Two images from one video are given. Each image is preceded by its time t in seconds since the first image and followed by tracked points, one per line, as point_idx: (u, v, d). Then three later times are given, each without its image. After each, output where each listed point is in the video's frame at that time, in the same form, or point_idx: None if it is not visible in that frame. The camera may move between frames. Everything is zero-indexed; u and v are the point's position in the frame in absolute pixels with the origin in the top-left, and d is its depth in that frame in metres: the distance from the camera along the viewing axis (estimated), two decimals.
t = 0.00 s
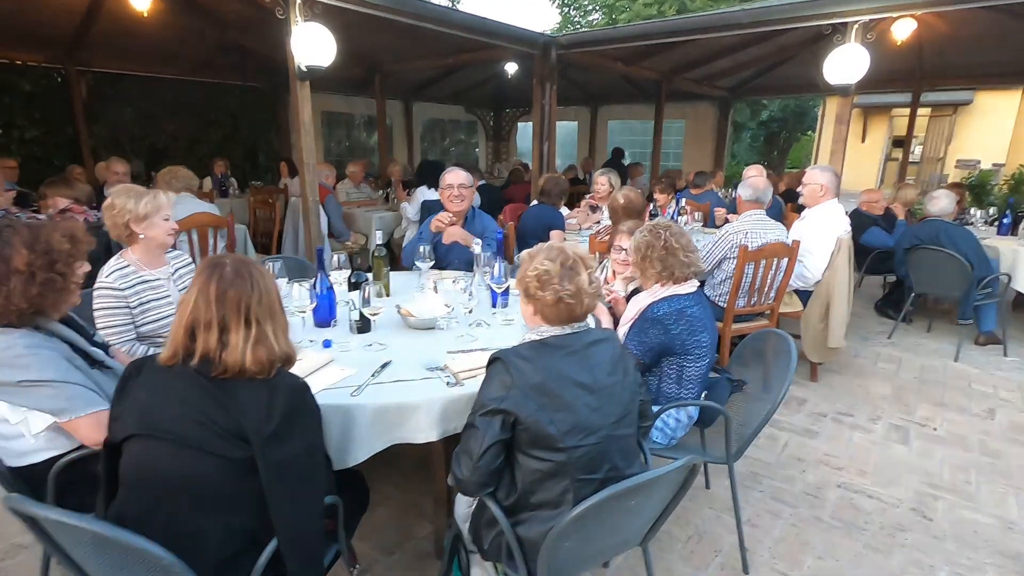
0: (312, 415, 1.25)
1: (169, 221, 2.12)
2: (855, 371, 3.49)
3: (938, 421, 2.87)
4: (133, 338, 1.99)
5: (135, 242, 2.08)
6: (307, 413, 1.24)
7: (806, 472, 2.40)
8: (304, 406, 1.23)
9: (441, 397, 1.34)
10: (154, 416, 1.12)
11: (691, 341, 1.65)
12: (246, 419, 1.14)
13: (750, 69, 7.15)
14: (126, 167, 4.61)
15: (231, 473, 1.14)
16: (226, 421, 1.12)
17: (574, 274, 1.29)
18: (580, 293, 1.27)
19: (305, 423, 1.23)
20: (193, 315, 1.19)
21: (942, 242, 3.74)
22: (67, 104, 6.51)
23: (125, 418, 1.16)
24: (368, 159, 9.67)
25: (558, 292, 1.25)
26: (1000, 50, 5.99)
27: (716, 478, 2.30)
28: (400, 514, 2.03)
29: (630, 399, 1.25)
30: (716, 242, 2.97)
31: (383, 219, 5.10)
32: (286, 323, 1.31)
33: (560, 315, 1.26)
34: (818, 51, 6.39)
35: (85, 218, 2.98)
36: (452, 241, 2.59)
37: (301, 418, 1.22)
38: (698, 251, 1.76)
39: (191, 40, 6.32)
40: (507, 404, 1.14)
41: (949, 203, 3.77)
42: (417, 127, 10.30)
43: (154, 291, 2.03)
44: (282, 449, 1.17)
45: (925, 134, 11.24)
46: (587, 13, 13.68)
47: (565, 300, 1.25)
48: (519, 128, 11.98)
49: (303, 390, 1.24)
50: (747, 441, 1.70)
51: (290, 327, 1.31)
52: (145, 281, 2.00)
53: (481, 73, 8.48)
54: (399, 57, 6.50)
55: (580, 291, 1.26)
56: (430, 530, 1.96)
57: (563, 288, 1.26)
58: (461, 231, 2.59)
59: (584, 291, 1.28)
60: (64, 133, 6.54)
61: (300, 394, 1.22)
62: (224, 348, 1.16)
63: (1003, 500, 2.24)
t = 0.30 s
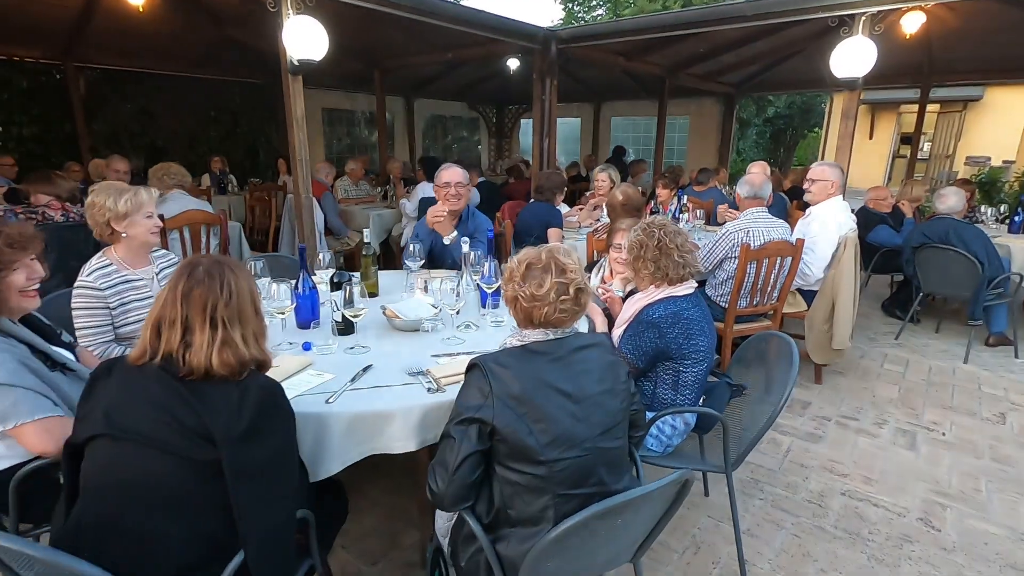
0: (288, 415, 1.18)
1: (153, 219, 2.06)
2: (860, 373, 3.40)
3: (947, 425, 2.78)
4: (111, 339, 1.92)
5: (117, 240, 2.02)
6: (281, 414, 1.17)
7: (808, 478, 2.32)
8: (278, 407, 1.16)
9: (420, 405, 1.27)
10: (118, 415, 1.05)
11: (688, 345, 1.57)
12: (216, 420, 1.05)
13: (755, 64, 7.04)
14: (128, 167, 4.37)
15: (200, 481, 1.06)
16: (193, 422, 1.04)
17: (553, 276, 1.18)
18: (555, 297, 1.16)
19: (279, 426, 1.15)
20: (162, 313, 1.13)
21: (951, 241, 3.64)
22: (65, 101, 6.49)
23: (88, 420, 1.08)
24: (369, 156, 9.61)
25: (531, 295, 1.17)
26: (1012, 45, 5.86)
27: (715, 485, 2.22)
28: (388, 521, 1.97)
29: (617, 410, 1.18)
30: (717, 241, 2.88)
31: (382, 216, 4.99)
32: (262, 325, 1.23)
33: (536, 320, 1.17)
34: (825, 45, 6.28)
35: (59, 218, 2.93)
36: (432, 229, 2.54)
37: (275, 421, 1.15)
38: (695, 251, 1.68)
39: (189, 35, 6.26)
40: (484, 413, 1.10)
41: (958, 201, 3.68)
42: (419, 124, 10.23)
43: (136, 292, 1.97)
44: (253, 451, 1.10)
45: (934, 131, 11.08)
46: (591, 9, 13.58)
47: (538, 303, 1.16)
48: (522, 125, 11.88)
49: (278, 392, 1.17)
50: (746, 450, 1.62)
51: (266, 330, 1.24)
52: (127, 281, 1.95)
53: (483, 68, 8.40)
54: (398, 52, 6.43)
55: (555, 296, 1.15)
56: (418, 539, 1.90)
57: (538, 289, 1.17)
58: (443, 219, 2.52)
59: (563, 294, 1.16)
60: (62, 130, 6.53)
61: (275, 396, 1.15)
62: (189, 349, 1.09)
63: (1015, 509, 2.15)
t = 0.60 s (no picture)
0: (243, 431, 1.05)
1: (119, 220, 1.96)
2: (858, 375, 3.32)
3: (948, 430, 2.70)
4: (74, 345, 1.81)
5: (82, 243, 1.91)
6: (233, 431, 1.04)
7: (805, 488, 2.23)
8: (231, 423, 1.03)
9: (388, 421, 1.18)
10: (47, 430, 0.90)
11: (677, 353, 1.48)
12: (158, 438, 0.92)
13: (751, 60, 6.96)
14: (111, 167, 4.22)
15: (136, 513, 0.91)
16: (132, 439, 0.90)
17: (525, 288, 1.08)
18: (527, 312, 1.06)
19: (232, 444, 1.02)
20: (102, 320, 1.01)
21: (951, 240, 3.56)
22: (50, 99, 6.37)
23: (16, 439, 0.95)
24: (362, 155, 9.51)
25: (500, 309, 1.08)
26: (1010, 41, 5.80)
27: (709, 496, 2.13)
28: (364, 537, 1.88)
29: (598, 427, 1.10)
30: (709, 241, 2.79)
31: (371, 216, 4.85)
32: (219, 335, 1.09)
33: (507, 335, 1.08)
34: (821, 41, 6.21)
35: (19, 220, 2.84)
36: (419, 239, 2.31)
37: (228, 438, 1.02)
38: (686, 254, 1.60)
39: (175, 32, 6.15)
40: (450, 431, 1.01)
41: (958, 198, 3.61)
42: (412, 123, 10.12)
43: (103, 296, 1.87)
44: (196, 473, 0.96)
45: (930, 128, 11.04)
46: (586, 6, 13.50)
47: (507, 319, 1.07)
48: (517, 123, 11.79)
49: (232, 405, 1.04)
50: (740, 463, 1.54)
51: (223, 340, 1.09)
52: (93, 285, 1.85)
53: (476, 66, 8.31)
54: (389, 49, 6.33)
55: (525, 312, 1.05)
56: (395, 556, 1.81)
57: (508, 303, 1.08)
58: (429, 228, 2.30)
59: (535, 309, 1.06)
60: (47, 129, 6.41)
61: (229, 409, 1.03)
62: (120, 360, 0.96)
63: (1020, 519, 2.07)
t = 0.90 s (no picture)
0: (148, 482, 0.91)
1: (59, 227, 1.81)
2: (848, 385, 3.24)
3: (939, 444, 2.63)
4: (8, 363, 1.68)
5: (19, 254, 1.78)
6: (131, 487, 0.88)
7: (794, 508, 2.14)
8: (127, 477, 0.87)
9: (336, 457, 1.07)
10: None
11: (657, 375, 1.38)
12: (28, 495, 0.78)
13: (738, 64, 6.92)
14: (74, 167, 4.03)
15: None
16: None
17: (486, 313, 0.97)
18: (488, 340, 0.95)
19: (128, 503, 0.87)
20: None
21: (940, 246, 3.50)
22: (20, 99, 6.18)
23: None
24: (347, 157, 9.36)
25: (457, 336, 0.97)
26: (996, 45, 5.79)
27: (693, 519, 2.03)
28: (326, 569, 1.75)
29: (567, 466, 1.00)
30: (697, 249, 2.68)
31: (350, 220, 4.70)
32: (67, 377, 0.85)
33: (466, 365, 0.97)
34: (808, 44, 6.17)
35: None
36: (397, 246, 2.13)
37: (125, 494, 0.87)
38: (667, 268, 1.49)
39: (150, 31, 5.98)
40: (398, 474, 0.90)
41: (947, 204, 3.55)
42: (398, 125, 9.99)
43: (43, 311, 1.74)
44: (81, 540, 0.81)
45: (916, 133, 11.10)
46: (574, 9, 13.48)
47: (466, 347, 0.96)
48: (504, 126, 11.70)
49: (135, 454, 0.90)
50: (726, 491, 1.44)
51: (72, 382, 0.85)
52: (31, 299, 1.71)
53: (462, 68, 8.20)
54: (372, 50, 6.21)
55: (486, 340, 0.95)
56: None
57: (467, 329, 0.97)
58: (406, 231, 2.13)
59: (498, 337, 0.96)
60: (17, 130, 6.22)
61: (127, 458, 0.88)
62: None
63: (1015, 541, 1.99)
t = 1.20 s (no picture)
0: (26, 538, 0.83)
1: None
2: (839, 388, 3.17)
3: (932, 449, 2.56)
4: None
5: None
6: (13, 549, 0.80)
7: (785, 521, 2.06)
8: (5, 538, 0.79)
9: (279, 491, 0.96)
10: None
11: (635, 389, 1.29)
12: None
13: (727, 61, 6.86)
14: (39, 167, 3.89)
15: None
16: None
17: (438, 330, 0.87)
18: (440, 361, 0.86)
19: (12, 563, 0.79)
20: None
21: (932, 246, 3.44)
22: None
23: None
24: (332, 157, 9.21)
25: (406, 356, 0.87)
26: (984, 43, 5.76)
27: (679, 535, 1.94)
28: None
29: (530, 499, 0.91)
30: (684, 252, 2.58)
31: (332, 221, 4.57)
32: None
33: (417, 388, 0.88)
34: (797, 41, 6.11)
35: None
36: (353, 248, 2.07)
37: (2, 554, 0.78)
38: (643, 273, 1.40)
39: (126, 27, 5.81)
40: (338, 515, 0.81)
41: (937, 203, 3.50)
42: (385, 125, 9.85)
43: None
44: None
45: (904, 131, 11.11)
46: (562, 8, 13.39)
47: (416, 369, 0.86)
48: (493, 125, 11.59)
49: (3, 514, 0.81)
50: (712, 512, 1.34)
51: None
52: None
53: (449, 66, 8.09)
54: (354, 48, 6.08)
55: (439, 362, 0.85)
56: None
57: (416, 348, 0.87)
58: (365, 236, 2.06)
59: (451, 357, 0.86)
60: None
61: None
62: None
63: (1013, 553, 1.92)
